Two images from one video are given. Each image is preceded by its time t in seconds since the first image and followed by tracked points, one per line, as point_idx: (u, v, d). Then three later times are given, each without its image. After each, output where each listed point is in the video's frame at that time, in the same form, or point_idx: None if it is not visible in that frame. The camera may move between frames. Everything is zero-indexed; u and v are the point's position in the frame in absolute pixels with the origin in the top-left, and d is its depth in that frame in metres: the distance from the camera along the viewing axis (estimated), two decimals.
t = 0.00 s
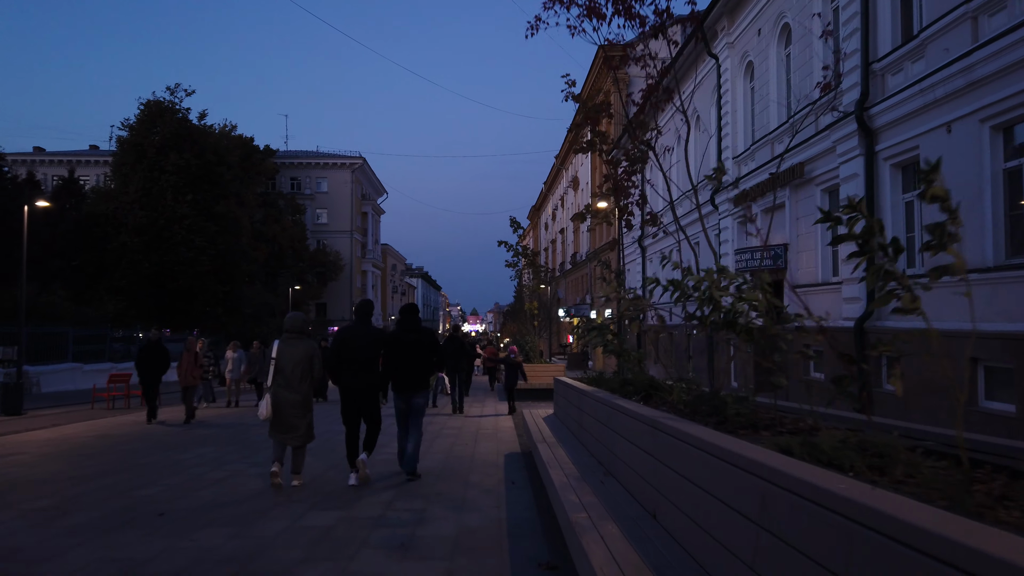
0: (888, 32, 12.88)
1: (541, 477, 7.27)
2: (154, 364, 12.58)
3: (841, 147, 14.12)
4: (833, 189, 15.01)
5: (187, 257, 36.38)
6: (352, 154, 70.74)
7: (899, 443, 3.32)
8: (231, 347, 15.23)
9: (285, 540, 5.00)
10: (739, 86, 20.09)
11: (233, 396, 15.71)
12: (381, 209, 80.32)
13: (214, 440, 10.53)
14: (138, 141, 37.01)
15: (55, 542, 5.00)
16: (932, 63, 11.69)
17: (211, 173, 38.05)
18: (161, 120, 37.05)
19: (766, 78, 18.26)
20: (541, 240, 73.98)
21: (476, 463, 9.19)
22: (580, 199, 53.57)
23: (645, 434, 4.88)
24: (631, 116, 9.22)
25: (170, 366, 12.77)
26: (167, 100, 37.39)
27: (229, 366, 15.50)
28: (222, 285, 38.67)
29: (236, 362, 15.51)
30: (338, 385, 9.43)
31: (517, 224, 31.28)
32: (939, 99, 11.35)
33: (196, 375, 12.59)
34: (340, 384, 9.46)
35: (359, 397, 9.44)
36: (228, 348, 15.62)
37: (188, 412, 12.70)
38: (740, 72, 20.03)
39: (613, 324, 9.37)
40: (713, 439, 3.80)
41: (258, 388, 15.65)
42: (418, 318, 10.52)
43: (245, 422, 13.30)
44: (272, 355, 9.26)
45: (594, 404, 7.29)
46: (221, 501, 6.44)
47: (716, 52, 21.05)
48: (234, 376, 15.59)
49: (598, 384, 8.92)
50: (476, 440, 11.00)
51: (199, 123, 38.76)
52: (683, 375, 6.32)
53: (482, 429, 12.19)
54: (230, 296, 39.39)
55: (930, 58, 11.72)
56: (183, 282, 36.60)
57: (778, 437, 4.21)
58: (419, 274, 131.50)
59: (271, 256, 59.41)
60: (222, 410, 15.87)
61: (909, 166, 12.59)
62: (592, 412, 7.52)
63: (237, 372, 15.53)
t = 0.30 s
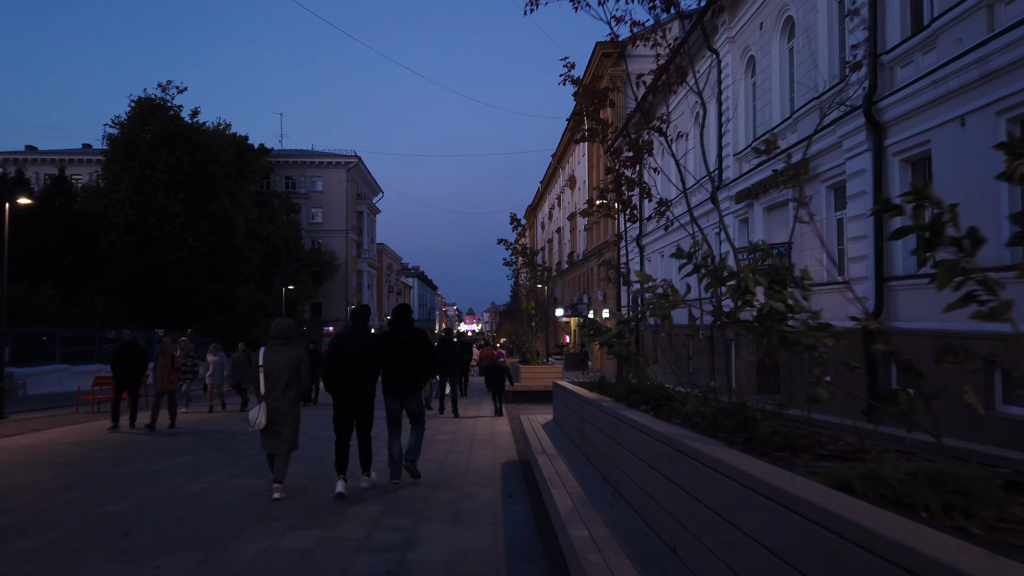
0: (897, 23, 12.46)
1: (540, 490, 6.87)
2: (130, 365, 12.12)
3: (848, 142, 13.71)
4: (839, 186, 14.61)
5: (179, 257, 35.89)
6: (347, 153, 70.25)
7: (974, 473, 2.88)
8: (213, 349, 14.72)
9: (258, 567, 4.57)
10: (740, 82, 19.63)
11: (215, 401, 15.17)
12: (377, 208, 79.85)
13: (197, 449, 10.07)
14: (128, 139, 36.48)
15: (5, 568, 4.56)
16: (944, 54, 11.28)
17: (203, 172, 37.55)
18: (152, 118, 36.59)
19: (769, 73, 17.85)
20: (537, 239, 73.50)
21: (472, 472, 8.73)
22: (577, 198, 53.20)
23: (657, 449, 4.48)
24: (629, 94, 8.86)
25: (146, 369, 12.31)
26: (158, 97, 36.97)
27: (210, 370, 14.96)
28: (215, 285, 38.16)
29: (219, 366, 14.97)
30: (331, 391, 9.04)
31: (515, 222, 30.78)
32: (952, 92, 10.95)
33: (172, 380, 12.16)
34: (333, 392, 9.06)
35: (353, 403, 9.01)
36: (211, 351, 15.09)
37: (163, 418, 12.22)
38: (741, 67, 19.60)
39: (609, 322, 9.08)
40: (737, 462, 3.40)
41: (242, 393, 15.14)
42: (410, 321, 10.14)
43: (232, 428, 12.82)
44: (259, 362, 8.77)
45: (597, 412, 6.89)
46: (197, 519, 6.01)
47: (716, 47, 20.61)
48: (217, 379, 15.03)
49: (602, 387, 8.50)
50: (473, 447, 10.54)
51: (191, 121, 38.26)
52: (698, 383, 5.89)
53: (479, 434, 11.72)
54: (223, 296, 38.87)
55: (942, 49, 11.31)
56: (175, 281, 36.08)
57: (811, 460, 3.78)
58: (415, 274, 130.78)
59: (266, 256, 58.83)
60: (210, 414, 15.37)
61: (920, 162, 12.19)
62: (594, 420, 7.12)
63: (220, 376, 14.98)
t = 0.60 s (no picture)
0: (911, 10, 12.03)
1: (542, 495, 6.43)
2: (101, 360, 11.66)
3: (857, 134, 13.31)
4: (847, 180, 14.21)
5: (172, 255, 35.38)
6: (343, 152, 69.76)
7: None
8: (195, 347, 14.26)
9: None
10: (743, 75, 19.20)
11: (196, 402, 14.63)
12: (373, 207, 79.32)
13: (179, 453, 9.60)
14: (120, 135, 35.94)
15: None
16: (960, 40, 10.86)
17: (196, 169, 37.02)
18: (144, 114, 36.03)
19: (773, 65, 17.45)
20: (535, 238, 73.05)
21: (468, 476, 8.27)
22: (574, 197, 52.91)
23: (676, 454, 4.04)
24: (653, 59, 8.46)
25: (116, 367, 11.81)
26: (151, 93, 36.40)
27: (190, 370, 14.47)
28: (209, 284, 37.68)
29: (200, 364, 14.49)
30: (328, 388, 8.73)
31: (513, 219, 30.32)
32: (971, 79, 10.54)
33: (144, 378, 11.68)
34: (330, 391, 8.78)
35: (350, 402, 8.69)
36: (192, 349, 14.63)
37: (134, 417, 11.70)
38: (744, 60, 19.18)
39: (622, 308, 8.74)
40: (781, 472, 2.95)
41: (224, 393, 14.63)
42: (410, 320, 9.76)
43: (219, 430, 12.35)
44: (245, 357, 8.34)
45: (603, 412, 6.44)
46: (170, 533, 5.57)
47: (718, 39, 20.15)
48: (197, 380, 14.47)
49: (607, 385, 8.06)
50: (470, 449, 10.09)
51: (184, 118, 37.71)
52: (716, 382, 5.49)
53: (476, 435, 11.27)
54: (216, 295, 38.35)
55: (958, 35, 10.89)
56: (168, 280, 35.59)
57: (858, 470, 3.34)
58: (412, 273, 130.30)
59: (261, 255, 58.28)
60: (197, 416, 14.88)
61: (933, 153, 11.81)
62: (599, 422, 6.68)
63: (202, 376, 14.48)
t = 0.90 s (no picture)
0: None
1: (549, 509, 6.00)
2: (72, 364, 11.18)
3: (867, 129, 12.90)
4: (856, 177, 13.82)
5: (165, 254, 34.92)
6: (340, 151, 69.29)
7: None
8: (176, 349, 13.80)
9: None
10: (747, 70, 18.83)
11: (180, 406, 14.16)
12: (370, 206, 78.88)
13: (161, 464, 9.21)
14: (113, 133, 35.47)
15: None
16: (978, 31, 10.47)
17: (190, 168, 36.55)
18: (138, 112, 35.54)
19: (779, 60, 17.07)
20: (532, 238, 72.73)
21: (466, 486, 7.88)
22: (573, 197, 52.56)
23: (710, 475, 3.63)
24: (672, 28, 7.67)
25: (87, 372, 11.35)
26: (145, 91, 35.91)
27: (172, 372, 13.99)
28: (203, 284, 37.25)
29: (183, 367, 14.00)
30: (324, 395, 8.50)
31: (509, 218, 29.90)
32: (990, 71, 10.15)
33: (118, 385, 11.23)
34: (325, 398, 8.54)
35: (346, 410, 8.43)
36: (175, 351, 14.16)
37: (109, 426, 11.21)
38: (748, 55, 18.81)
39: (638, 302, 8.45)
40: (854, 508, 2.53)
41: (207, 396, 14.20)
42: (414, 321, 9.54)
43: (206, 436, 11.96)
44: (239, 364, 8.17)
45: (615, 421, 6.02)
46: (139, 554, 5.19)
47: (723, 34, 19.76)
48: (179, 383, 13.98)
49: (616, 390, 7.66)
50: (467, 456, 9.69)
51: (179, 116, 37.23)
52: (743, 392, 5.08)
53: (473, 441, 10.86)
54: (211, 295, 37.93)
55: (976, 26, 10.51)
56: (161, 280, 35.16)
57: (927, 498, 2.93)
58: (410, 273, 129.84)
59: (257, 255, 57.92)
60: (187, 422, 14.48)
61: (948, 149, 11.42)
62: (611, 430, 6.26)
63: (185, 379, 14.01)
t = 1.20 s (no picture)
0: None
1: (559, 523, 5.48)
2: (40, 362, 10.69)
3: (883, 119, 12.41)
4: (869, 169, 13.35)
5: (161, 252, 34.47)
6: (339, 149, 68.86)
7: None
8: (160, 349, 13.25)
9: None
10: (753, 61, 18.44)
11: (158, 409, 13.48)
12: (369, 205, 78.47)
13: (142, 469, 8.75)
14: (109, 130, 35.07)
15: None
16: (1000, 15, 10.00)
17: (186, 165, 36.13)
18: (133, 108, 35.14)
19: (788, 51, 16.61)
20: (533, 237, 72.29)
21: (466, 493, 7.41)
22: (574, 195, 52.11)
23: (760, 496, 3.14)
24: None
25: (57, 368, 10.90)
26: (140, 87, 35.51)
27: (152, 374, 13.35)
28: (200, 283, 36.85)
29: (164, 368, 13.40)
30: (320, 391, 8.24)
31: (508, 215, 29.35)
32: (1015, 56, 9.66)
33: (87, 383, 10.91)
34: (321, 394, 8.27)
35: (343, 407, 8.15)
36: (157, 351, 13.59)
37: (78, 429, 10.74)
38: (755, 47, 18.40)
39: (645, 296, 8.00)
40: (978, 548, 2.00)
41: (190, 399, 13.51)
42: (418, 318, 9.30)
43: (194, 439, 11.49)
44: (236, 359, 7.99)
45: (630, 426, 5.50)
46: (102, 573, 4.71)
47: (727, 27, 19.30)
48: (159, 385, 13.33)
49: (626, 388, 7.17)
50: (466, 460, 9.19)
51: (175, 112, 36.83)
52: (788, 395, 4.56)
53: (473, 444, 10.35)
54: (208, 294, 37.51)
55: (998, 9, 10.02)
56: (157, 278, 34.74)
57: None
58: (410, 273, 129.36)
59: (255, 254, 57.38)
60: (175, 424, 14.01)
61: (968, 140, 10.94)
62: (624, 435, 5.74)
63: (165, 381, 13.37)
